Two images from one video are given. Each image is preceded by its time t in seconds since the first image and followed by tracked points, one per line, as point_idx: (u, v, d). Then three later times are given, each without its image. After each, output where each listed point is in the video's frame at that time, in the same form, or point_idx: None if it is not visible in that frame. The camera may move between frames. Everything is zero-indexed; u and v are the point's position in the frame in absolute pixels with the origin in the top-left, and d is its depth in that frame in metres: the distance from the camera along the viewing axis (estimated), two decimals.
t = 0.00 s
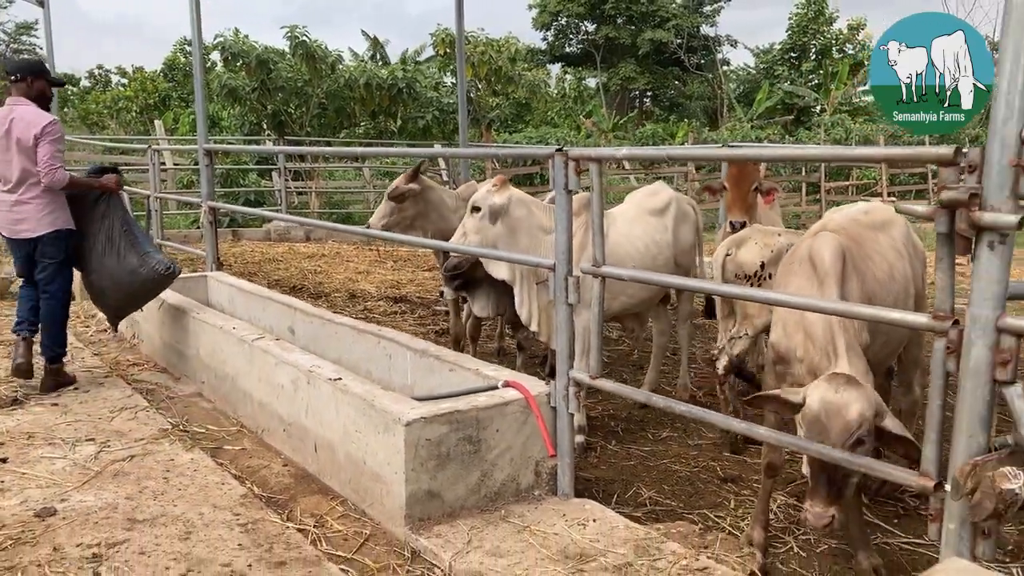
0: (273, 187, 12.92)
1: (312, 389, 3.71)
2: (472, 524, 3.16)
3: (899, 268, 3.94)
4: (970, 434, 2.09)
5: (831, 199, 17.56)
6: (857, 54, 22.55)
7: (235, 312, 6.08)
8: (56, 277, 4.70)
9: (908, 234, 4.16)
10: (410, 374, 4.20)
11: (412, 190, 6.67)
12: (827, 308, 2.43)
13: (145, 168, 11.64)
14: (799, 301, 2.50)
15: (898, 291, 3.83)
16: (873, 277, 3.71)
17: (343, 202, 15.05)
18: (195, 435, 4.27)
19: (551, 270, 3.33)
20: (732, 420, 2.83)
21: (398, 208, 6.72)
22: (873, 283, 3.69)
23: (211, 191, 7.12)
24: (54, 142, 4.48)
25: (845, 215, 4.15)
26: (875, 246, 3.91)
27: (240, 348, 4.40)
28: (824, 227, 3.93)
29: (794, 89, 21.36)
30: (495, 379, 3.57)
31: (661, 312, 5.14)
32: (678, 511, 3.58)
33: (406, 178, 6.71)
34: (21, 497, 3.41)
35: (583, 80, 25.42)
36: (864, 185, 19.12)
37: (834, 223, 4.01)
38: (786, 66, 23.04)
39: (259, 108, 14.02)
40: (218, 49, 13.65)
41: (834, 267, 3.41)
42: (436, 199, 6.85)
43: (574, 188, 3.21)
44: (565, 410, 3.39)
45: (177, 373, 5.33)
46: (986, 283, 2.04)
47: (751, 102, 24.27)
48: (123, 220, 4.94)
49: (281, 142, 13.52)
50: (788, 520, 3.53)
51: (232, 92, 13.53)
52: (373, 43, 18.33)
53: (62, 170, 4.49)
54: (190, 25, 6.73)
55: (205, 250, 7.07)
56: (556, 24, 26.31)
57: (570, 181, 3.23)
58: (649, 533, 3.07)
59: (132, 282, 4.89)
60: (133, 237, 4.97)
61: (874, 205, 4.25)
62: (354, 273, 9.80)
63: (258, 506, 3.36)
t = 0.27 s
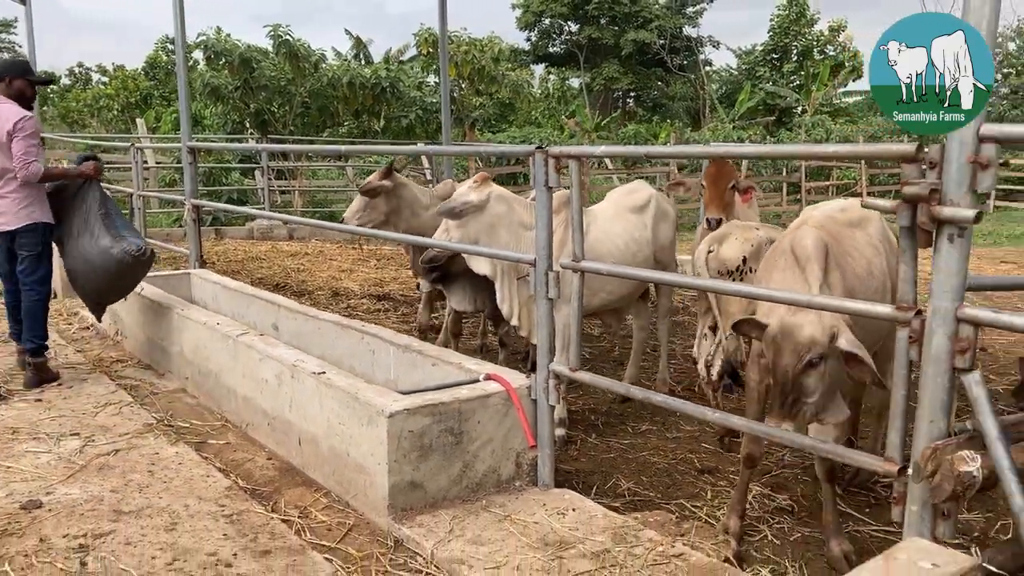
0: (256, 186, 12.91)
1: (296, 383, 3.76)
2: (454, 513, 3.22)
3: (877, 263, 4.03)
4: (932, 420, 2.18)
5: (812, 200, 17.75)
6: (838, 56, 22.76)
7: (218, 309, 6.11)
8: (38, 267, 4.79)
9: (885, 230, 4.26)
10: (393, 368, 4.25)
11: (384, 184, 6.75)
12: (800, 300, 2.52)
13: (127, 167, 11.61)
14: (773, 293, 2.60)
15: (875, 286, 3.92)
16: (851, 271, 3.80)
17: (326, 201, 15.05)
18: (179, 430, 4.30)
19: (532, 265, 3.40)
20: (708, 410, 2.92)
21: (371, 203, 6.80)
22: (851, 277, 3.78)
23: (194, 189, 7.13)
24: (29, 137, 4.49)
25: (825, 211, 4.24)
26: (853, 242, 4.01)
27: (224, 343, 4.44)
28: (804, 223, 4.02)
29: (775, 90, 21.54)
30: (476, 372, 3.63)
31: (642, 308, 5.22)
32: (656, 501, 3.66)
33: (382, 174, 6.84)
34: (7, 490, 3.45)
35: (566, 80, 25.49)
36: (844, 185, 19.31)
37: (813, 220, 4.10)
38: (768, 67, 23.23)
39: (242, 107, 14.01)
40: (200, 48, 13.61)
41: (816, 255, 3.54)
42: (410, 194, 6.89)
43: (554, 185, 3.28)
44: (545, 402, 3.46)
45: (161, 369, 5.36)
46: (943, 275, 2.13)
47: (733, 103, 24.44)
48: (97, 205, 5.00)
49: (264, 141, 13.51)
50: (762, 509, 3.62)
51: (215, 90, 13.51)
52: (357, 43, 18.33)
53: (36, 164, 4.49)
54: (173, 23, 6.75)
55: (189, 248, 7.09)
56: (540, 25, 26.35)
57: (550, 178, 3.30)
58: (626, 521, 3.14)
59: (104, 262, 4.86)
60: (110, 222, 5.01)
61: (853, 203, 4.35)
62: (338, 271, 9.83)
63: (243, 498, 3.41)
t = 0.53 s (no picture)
0: (237, 185, 12.87)
1: (275, 381, 3.78)
2: (432, 509, 3.25)
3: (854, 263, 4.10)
4: (895, 412, 2.23)
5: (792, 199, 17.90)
6: (819, 57, 22.93)
7: (199, 308, 6.11)
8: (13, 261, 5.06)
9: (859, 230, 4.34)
10: (372, 366, 4.28)
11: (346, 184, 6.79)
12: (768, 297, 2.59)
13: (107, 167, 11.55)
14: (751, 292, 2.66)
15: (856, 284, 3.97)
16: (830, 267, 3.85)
17: (308, 201, 15.02)
18: (159, 429, 4.31)
19: (509, 263, 3.44)
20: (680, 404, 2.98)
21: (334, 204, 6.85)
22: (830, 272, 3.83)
23: (174, 188, 7.14)
24: None
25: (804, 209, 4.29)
26: (834, 240, 4.07)
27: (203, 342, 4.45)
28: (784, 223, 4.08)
29: (757, 91, 21.67)
30: (455, 370, 3.67)
31: (620, 306, 5.27)
32: (632, 496, 3.71)
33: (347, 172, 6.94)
34: None
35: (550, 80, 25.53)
36: (824, 185, 19.46)
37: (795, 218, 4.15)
38: (750, 68, 23.38)
39: (224, 107, 13.98)
40: (181, 47, 13.57)
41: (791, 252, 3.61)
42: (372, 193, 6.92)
43: (531, 184, 3.32)
44: (523, 399, 3.50)
45: (140, 369, 5.35)
46: (906, 271, 2.19)
47: (715, 104, 24.57)
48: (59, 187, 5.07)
49: (246, 140, 13.48)
50: (736, 503, 3.67)
51: (196, 90, 13.46)
52: (340, 42, 18.29)
53: None
54: (152, 22, 6.74)
55: (169, 247, 7.08)
56: (523, 25, 26.37)
57: (527, 177, 3.34)
58: (602, 515, 3.19)
59: (52, 242, 4.93)
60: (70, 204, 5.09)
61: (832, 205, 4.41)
62: (319, 271, 9.83)
63: (222, 495, 3.43)
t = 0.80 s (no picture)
0: (217, 185, 12.79)
1: (251, 379, 3.79)
2: (407, 505, 3.27)
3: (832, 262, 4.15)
4: (858, 406, 2.27)
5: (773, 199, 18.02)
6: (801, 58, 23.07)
7: (177, 307, 6.09)
8: None
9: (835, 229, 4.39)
10: (349, 364, 4.28)
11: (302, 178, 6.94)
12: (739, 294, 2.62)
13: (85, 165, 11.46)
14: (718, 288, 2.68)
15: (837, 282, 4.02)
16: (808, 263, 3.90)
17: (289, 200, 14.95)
18: (135, 427, 4.30)
19: (485, 261, 3.46)
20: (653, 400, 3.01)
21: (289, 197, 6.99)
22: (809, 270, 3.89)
23: (152, 187, 7.11)
24: None
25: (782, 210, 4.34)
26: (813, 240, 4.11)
27: (180, 341, 4.45)
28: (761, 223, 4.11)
29: (739, 91, 21.77)
30: (431, 367, 3.69)
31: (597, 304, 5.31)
32: (607, 492, 3.74)
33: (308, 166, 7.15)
34: None
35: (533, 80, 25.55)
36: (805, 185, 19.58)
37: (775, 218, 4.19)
38: (732, 69, 23.48)
39: (204, 105, 13.91)
40: (160, 45, 13.49)
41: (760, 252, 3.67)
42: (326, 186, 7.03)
43: (505, 182, 3.34)
44: (498, 396, 3.52)
45: (117, 368, 5.33)
46: (868, 267, 2.23)
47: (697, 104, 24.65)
48: (23, 168, 5.23)
49: (226, 139, 13.41)
50: (710, 498, 3.71)
51: (175, 88, 13.38)
52: (322, 41, 18.23)
53: None
54: (130, 20, 6.71)
55: (147, 246, 7.05)
56: (506, 25, 26.37)
57: (501, 175, 3.36)
58: (576, 510, 3.22)
59: None
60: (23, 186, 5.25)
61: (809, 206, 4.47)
62: (299, 270, 9.81)
63: (197, 493, 3.43)
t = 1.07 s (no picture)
0: (198, 184, 12.76)
1: (224, 376, 3.80)
2: (378, 501, 3.29)
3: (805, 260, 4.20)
4: (816, 399, 2.32)
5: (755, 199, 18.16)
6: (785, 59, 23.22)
7: (154, 306, 6.08)
8: None
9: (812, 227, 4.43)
10: (324, 362, 4.30)
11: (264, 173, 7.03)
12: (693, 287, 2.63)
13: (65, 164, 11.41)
14: (671, 282, 2.70)
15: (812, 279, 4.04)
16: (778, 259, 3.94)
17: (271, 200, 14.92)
18: (109, 425, 4.31)
19: (456, 258, 3.48)
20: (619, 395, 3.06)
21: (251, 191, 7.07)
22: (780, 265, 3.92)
23: (129, 186, 7.09)
24: None
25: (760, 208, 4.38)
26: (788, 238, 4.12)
27: (155, 339, 4.44)
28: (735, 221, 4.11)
29: (723, 91, 21.88)
30: (404, 364, 3.71)
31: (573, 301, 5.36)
32: (579, 487, 3.78)
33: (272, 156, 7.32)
34: None
35: (518, 80, 25.59)
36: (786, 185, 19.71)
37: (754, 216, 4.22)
38: (716, 69, 23.60)
39: (185, 104, 13.89)
40: (140, 44, 13.42)
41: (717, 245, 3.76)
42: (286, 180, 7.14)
43: (477, 179, 3.37)
44: (470, 393, 3.56)
45: (92, 366, 5.32)
46: (824, 264, 2.27)
47: (681, 104, 24.76)
48: None
49: (207, 138, 13.38)
50: (681, 492, 3.75)
51: (156, 87, 13.34)
52: (305, 41, 18.19)
53: None
54: (107, 18, 6.69)
55: (125, 244, 7.03)
56: (491, 24, 26.39)
57: (472, 173, 3.39)
58: (546, 504, 3.25)
59: None
60: None
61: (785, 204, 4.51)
62: (280, 269, 9.80)
63: (170, 489, 3.44)
